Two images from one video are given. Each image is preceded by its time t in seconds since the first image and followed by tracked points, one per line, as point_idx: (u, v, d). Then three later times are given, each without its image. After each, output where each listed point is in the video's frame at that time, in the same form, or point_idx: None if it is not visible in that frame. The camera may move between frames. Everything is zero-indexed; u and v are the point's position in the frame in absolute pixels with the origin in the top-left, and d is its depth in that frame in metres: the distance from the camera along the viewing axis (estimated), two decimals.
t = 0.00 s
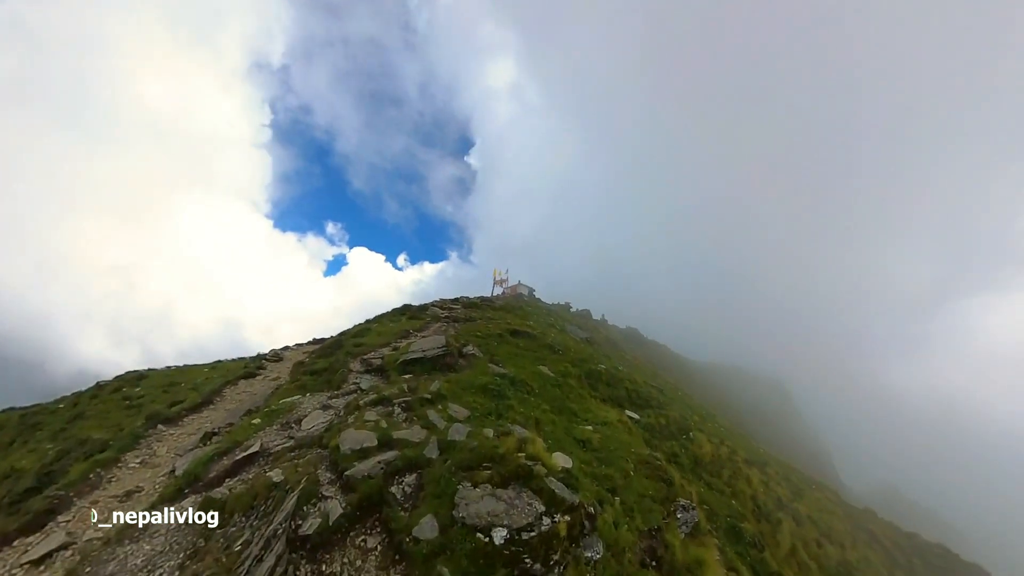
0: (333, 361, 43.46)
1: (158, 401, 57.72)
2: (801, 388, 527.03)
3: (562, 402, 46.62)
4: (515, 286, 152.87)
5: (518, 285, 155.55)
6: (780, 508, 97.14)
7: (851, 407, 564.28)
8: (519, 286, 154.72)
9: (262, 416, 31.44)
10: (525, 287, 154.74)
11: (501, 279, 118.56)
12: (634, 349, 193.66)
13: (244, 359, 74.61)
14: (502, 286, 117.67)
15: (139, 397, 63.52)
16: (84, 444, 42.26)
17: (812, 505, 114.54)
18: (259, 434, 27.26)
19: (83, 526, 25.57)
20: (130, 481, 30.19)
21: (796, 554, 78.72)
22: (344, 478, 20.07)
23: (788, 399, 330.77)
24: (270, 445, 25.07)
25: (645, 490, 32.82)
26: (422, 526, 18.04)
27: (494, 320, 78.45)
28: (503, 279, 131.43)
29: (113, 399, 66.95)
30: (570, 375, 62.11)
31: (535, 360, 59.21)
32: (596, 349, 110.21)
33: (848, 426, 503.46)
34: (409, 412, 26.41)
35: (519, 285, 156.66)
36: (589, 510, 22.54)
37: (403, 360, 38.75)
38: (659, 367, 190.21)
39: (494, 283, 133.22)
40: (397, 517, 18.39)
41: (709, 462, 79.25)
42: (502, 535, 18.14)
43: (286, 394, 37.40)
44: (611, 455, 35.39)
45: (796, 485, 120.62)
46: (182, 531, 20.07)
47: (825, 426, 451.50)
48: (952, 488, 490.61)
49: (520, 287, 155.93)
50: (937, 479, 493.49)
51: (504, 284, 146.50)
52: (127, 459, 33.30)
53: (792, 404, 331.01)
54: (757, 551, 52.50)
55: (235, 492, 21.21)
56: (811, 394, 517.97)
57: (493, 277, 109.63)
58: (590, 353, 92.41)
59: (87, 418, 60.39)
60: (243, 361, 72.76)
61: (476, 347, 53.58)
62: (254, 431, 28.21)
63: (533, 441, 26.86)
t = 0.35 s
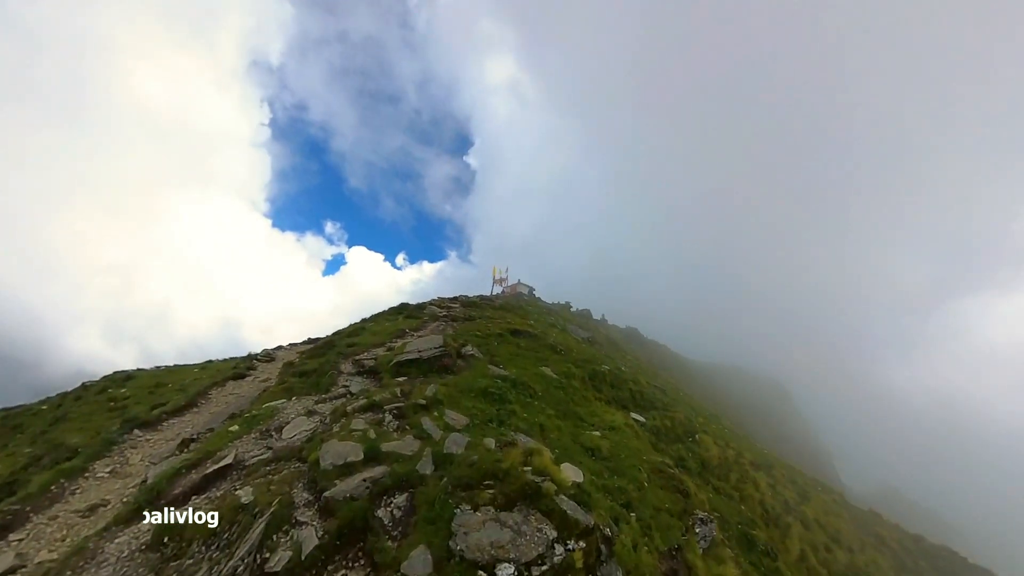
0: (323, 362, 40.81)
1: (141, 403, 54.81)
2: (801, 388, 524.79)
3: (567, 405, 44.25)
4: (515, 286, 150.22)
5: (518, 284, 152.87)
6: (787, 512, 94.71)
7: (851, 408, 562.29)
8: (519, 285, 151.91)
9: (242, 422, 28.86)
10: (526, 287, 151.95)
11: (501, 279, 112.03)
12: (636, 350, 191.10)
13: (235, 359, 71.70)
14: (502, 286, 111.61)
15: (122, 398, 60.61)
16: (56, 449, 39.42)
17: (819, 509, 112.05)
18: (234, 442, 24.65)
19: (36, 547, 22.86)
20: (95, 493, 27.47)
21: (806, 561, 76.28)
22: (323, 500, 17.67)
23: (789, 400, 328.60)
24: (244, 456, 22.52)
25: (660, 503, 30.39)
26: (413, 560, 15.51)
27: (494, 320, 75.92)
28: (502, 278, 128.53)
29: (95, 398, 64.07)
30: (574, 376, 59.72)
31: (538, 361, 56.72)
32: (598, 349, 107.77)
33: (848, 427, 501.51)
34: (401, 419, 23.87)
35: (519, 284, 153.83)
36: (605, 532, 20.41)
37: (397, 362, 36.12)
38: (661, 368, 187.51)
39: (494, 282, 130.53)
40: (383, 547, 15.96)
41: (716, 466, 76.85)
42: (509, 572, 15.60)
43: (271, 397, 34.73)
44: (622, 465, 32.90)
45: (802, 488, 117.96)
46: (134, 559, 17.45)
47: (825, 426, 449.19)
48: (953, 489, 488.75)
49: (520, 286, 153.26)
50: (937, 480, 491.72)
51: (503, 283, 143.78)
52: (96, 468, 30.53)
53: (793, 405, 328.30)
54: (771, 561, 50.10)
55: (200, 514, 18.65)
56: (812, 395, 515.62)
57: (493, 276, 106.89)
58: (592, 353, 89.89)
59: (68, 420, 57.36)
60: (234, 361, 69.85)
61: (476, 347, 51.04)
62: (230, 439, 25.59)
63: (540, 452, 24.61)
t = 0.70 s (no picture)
0: (315, 367, 38.55)
1: (126, 409, 52.18)
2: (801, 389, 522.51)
3: (574, 413, 42.17)
4: (515, 286, 147.88)
5: (517, 284, 150.42)
6: (793, 518, 92.79)
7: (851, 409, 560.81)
8: (518, 286, 149.79)
9: (223, 435, 26.62)
10: (526, 287, 149.79)
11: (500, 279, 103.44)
12: (636, 351, 189.03)
13: (227, 362, 69.03)
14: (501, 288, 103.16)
15: (108, 402, 58.19)
16: (29, 462, 36.89)
17: (824, 514, 110.21)
18: (211, 462, 22.34)
19: None
20: (62, 517, 25.08)
21: (815, 570, 74.39)
22: (304, 540, 15.65)
23: (790, 401, 326.90)
24: (220, 479, 20.28)
25: (677, 523, 28.27)
26: None
27: (495, 322, 73.59)
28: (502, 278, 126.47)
29: (80, 402, 61.46)
30: (578, 381, 57.61)
31: (541, 365, 54.60)
32: (600, 351, 105.62)
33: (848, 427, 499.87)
34: (396, 436, 21.60)
35: (519, 285, 151.61)
36: (626, 565, 18.94)
37: (393, 368, 33.84)
38: (662, 369, 185.36)
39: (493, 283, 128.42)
40: None
41: (723, 472, 74.73)
42: None
43: (257, 407, 32.29)
44: (635, 481, 30.79)
45: (808, 493, 115.87)
46: None
47: (825, 427, 447.60)
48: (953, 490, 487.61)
49: (519, 287, 150.95)
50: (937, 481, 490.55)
51: (503, 283, 141.39)
52: (65, 487, 28.10)
53: (794, 406, 326.46)
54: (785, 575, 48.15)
55: (165, 554, 16.54)
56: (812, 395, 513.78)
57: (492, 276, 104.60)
58: (595, 356, 87.79)
59: (49, 427, 54.72)
60: (225, 364, 67.15)
61: (477, 352, 48.87)
62: (206, 457, 23.25)
63: (551, 472, 22.76)
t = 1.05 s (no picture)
0: (306, 370, 36.57)
1: (112, 411, 50.03)
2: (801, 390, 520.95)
3: (579, 419, 40.30)
4: (515, 286, 145.90)
5: (517, 284, 148.38)
6: (799, 523, 90.91)
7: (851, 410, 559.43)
8: (519, 285, 147.96)
9: (203, 444, 24.66)
10: (526, 287, 147.91)
11: (501, 279, 104.25)
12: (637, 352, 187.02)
13: (219, 362, 66.89)
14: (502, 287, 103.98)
15: (95, 402, 56.14)
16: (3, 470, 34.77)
17: (830, 518, 108.20)
18: (186, 477, 20.44)
19: None
20: (28, 535, 23.08)
21: None
22: None
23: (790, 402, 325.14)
24: (194, 498, 18.36)
25: (694, 539, 26.45)
26: None
27: (495, 322, 71.67)
28: (501, 278, 124.48)
29: (66, 403, 59.29)
30: (582, 384, 55.76)
31: (543, 367, 52.71)
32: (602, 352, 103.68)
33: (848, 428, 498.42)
34: (389, 448, 19.79)
35: (519, 285, 149.63)
36: None
37: (388, 371, 31.81)
38: (663, 371, 183.37)
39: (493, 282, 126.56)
40: None
41: (729, 477, 72.92)
42: None
43: (244, 412, 30.29)
44: (647, 492, 28.97)
45: (813, 497, 113.89)
46: None
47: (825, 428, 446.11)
48: (952, 491, 486.31)
49: (519, 287, 148.93)
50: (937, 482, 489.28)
51: (503, 283, 139.38)
52: (35, 500, 26.09)
53: (794, 408, 324.71)
54: None
55: None
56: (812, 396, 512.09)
57: (492, 276, 104.49)
58: (597, 357, 85.86)
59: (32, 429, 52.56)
60: (218, 365, 65.02)
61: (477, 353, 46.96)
62: (182, 470, 21.34)
63: (561, 488, 20.97)
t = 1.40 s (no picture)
0: (296, 381, 34.27)
1: (96, 421, 47.61)
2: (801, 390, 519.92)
3: (587, 433, 38.95)
4: (515, 287, 144.01)
5: (518, 285, 146.51)
6: (806, 530, 89.51)
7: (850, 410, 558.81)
8: (519, 286, 145.97)
9: (179, 471, 22.40)
10: (526, 287, 145.89)
11: (501, 279, 110.61)
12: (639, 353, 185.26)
13: (212, 368, 64.53)
14: (501, 287, 109.75)
15: (80, 411, 53.84)
16: None
17: (837, 523, 106.71)
18: (155, 515, 18.26)
19: None
20: None
21: None
22: None
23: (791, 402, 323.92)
24: (164, 544, 16.31)
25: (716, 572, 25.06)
26: None
27: (497, 326, 69.70)
28: (502, 278, 122.43)
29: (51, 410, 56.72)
30: (588, 392, 54.08)
31: (549, 374, 50.91)
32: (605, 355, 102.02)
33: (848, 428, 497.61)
34: (384, 483, 17.85)
35: (519, 285, 147.85)
36: None
37: (384, 384, 29.57)
38: (665, 372, 181.65)
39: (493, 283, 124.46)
40: None
41: (737, 486, 71.41)
42: None
43: (228, 430, 28.05)
44: (664, 521, 27.58)
45: (819, 502, 112.25)
46: None
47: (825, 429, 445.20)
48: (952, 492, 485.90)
49: (520, 287, 147.06)
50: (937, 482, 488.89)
51: (503, 284, 137.48)
52: None
53: (795, 409, 323.38)
54: None
55: None
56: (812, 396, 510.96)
57: (493, 276, 110.23)
58: (601, 361, 84.02)
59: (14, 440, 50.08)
60: (210, 370, 62.66)
61: (479, 361, 44.98)
62: (152, 505, 19.15)
63: (578, 524, 19.29)
